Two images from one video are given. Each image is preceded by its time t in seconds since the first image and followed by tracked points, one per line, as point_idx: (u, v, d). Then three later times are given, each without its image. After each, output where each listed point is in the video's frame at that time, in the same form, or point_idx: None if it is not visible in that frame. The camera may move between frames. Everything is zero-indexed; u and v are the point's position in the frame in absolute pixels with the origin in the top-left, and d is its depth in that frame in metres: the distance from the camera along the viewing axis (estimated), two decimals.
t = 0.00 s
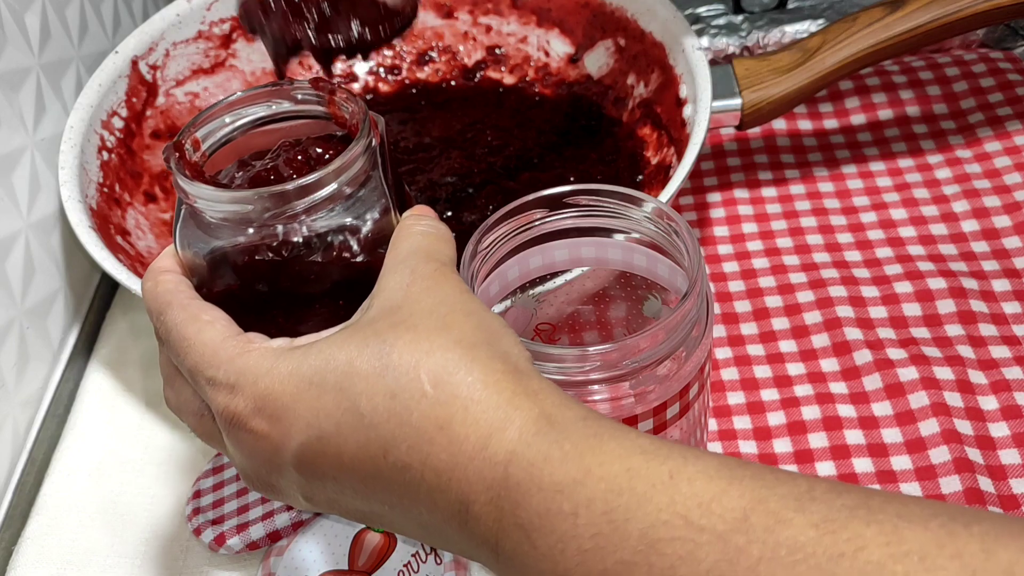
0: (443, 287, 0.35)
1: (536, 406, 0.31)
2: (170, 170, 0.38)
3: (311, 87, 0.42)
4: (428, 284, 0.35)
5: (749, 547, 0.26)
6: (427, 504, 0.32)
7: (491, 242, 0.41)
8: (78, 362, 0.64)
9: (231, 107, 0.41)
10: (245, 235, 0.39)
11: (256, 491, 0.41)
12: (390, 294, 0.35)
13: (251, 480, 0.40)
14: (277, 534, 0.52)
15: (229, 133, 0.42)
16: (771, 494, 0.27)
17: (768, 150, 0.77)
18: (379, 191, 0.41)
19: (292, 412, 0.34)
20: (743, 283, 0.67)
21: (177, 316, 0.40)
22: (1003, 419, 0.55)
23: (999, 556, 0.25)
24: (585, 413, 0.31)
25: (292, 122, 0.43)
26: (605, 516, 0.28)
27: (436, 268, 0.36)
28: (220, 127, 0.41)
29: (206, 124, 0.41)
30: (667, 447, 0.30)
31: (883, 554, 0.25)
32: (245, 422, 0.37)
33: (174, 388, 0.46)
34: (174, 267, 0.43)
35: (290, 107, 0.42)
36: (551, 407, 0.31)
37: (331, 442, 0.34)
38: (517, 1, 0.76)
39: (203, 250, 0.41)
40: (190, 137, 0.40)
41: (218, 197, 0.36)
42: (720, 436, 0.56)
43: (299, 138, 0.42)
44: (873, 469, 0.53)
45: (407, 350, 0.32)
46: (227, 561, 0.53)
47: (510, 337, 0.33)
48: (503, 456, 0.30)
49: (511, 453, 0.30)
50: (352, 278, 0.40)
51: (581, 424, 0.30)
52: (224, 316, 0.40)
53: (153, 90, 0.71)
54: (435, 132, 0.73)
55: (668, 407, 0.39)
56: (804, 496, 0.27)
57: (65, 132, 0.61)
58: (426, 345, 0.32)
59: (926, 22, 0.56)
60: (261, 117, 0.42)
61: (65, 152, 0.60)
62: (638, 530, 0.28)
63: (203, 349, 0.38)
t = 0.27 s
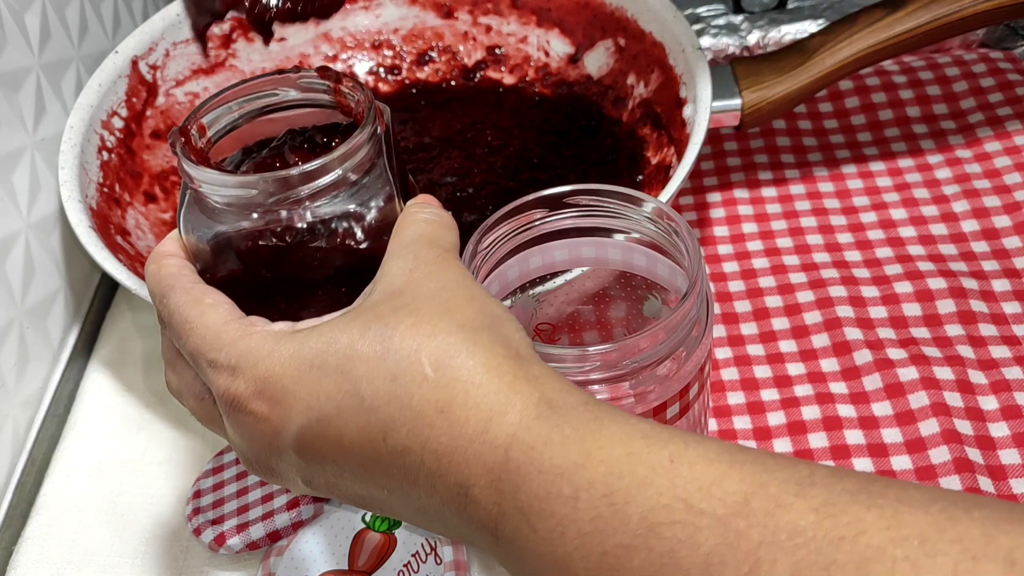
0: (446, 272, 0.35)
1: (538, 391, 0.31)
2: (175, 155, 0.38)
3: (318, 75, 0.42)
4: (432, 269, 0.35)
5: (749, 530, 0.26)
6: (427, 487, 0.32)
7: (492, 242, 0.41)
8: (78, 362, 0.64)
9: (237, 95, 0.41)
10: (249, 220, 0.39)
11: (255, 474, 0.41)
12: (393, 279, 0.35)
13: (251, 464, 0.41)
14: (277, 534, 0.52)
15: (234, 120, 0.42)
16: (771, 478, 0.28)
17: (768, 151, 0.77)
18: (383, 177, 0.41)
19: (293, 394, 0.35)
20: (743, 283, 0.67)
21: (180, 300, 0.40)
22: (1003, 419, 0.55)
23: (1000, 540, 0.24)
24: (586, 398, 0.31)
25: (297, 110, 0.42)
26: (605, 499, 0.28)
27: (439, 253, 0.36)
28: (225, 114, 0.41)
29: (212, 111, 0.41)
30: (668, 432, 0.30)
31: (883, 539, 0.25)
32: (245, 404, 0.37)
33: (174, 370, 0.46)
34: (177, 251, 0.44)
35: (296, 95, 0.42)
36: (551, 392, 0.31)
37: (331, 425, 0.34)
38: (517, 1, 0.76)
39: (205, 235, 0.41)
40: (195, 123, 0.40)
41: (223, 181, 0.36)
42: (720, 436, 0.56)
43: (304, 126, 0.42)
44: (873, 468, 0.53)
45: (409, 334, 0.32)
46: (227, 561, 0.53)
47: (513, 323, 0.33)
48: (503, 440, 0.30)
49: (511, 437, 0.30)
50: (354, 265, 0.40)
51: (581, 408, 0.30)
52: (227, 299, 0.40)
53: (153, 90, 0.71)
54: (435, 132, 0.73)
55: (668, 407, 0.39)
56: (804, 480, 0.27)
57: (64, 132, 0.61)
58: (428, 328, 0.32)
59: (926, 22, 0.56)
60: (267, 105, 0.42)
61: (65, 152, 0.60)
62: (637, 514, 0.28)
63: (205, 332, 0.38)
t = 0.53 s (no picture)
0: (446, 265, 0.35)
1: (537, 387, 0.31)
2: (173, 148, 0.38)
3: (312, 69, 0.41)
4: (432, 261, 0.35)
5: (750, 528, 0.26)
6: (425, 484, 0.32)
7: (491, 242, 0.41)
8: (78, 362, 0.64)
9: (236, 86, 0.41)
10: (247, 215, 0.39)
11: (253, 470, 0.41)
12: (391, 275, 0.35)
13: (248, 460, 0.41)
14: (277, 534, 0.52)
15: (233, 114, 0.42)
16: (772, 475, 0.28)
17: (768, 151, 0.77)
18: (382, 171, 0.41)
19: (291, 390, 0.35)
20: (743, 283, 0.67)
21: (178, 294, 0.40)
22: (1003, 419, 0.55)
23: (1003, 538, 0.25)
24: (585, 394, 0.31)
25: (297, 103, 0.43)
26: (605, 498, 0.28)
27: (439, 248, 0.36)
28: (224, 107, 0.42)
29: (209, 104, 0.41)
30: (668, 428, 0.30)
31: (885, 538, 0.25)
32: (244, 401, 0.37)
33: (173, 365, 0.46)
34: (175, 246, 0.44)
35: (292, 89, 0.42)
36: (551, 388, 0.31)
37: (329, 421, 0.34)
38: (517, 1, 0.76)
39: (203, 228, 0.41)
40: (194, 115, 0.40)
41: (220, 175, 0.36)
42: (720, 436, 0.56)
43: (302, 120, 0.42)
44: (873, 468, 0.53)
45: (407, 330, 0.32)
46: (227, 561, 0.53)
47: (512, 318, 0.33)
48: (502, 437, 0.30)
49: (510, 433, 0.30)
50: (353, 259, 0.40)
51: (581, 405, 0.30)
52: (225, 294, 0.40)
53: (154, 89, 0.70)
54: (435, 132, 0.73)
55: (668, 407, 0.39)
56: (805, 479, 0.27)
57: (65, 133, 0.61)
58: (426, 324, 0.32)
59: (925, 23, 0.56)
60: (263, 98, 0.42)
61: (65, 152, 0.60)
62: (637, 512, 0.28)
63: (202, 328, 0.38)
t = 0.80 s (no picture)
0: (444, 266, 0.35)
1: (536, 387, 0.31)
2: (172, 148, 0.38)
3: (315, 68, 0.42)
4: (431, 262, 0.35)
5: (747, 529, 0.26)
6: (424, 484, 0.32)
7: (492, 242, 0.41)
8: (78, 362, 0.64)
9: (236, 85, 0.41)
10: (246, 214, 0.39)
11: (253, 470, 0.41)
12: (389, 274, 0.35)
13: (248, 459, 0.41)
14: (277, 534, 0.52)
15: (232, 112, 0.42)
16: (771, 476, 0.28)
17: (768, 150, 0.77)
18: (381, 169, 0.41)
19: (290, 390, 0.35)
20: (743, 283, 0.67)
21: (177, 294, 0.40)
22: (1003, 419, 0.55)
23: (1001, 539, 0.25)
24: (584, 394, 0.31)
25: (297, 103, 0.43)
26: (603, 498, 0.28)
27: (437, 247, 0.36)
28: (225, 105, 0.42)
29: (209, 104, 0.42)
30: (667, 428, 0.30)
31: (882, 538, 0.25)
32: (243, 401, 0.37)
33: (172, 365, 0.46)
34: (174, 245, 0.44)
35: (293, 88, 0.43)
36: (550, 388, 0.31)
37: (328, 421, 0.34)
38: (517, 1, 0.76)
39: (203, 226, 0.41)
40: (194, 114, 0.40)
41: (220, 174, 0.36)
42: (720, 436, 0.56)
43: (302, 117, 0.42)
44: (873, 468, 0.53)
45: (405, 330, 0.32)
46: (227, 561, 0.53)
47: (511, 317, 0.33)
48: (501, 437, 0.30)
49: (509, 433, 0.30)
50: (352, 258, 0.40)
51: (580, 405, 0.30)
52: (224, 293, 0.40)
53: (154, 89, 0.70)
54: (435, 132, 0.73)
55: (667, 407, 0.39)
56: (804, 479, 0.27)
57: (65, 133, 0.61)
58: (425, 324, 0.32)
59: (925, 23, 0.56)
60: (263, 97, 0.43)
61: (65, 152, 0.60)
62: (634, 513, 0.27)
63: (201, 328, 0.38)
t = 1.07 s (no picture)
0: (443, 266, 0.35)
1: (536, 388, 0.30)
2: (172, 147, 0.39)
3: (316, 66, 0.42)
4: (429, 263, 0.35)
5: (748, 530, 0.26)
6: (424, 486, 0.32)
7: (492, 242, 0.41)
8: (78, 362, 0.64)
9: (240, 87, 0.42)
10: (245, 214, 0.39)
11: (254, 470, 0.41)
12: (389, 275, 0.35)
13: (249, 460, 0.41)
14: (277, 534, 0.52)
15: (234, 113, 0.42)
16: (770, 478, 0.28)
17: (768, 150, 0.77)
18: (381, 169, 0.41)
19: (291, 391, 0.35)
20: (743, 283, 0.67)
21: (179, 293, 0.40)
22: (1003, 419, 0.55)
23: (998, 540, 0.25)
24: (585, 395, 0.30)
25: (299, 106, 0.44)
26: (603, 500, 0.28)
27: (436, 248, 0.36)
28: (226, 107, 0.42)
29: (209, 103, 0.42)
30: (667, 430, 0.30)
31: (881, 539, 0.26)
32: (244, 402, 0.37)
33: (173, 365, 0.46)
34: (175, 244, 0.44)
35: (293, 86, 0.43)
36: (550, 390, 0.30)
37: (329, 422, 0.34)
38: (517, 1, 0.76)
39: (203, 226, 0.41)
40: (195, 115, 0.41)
41: (220, 173, 0.36)
42: (720, 436, 0.56)
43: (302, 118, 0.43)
44: (873, 468, 0.53)
45: (405, 331, 0.32)
46: (227, 561, 0.53)
47: (511, 318, 0.33)
48: (501, 439, 0.29)
49: (509, 436, 0.29)
50: (353, 257, 0.40)
51: (580, 406, 0.30)
52: (225, 293, 0.40)
53: (154, 89, 0.69)
54: (435, 132, 0.73)
55: (667, 407, 0.39)
56: (803, 481, 0.28)
57: (65, 133, 0.61)
58: (425, 325, 0.32)
59: (925, 23, 0.56)
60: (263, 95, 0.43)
61: (65, 152, 0.60)
62: (637, 513, 0.28)
63: (202, 328, 0.38)
